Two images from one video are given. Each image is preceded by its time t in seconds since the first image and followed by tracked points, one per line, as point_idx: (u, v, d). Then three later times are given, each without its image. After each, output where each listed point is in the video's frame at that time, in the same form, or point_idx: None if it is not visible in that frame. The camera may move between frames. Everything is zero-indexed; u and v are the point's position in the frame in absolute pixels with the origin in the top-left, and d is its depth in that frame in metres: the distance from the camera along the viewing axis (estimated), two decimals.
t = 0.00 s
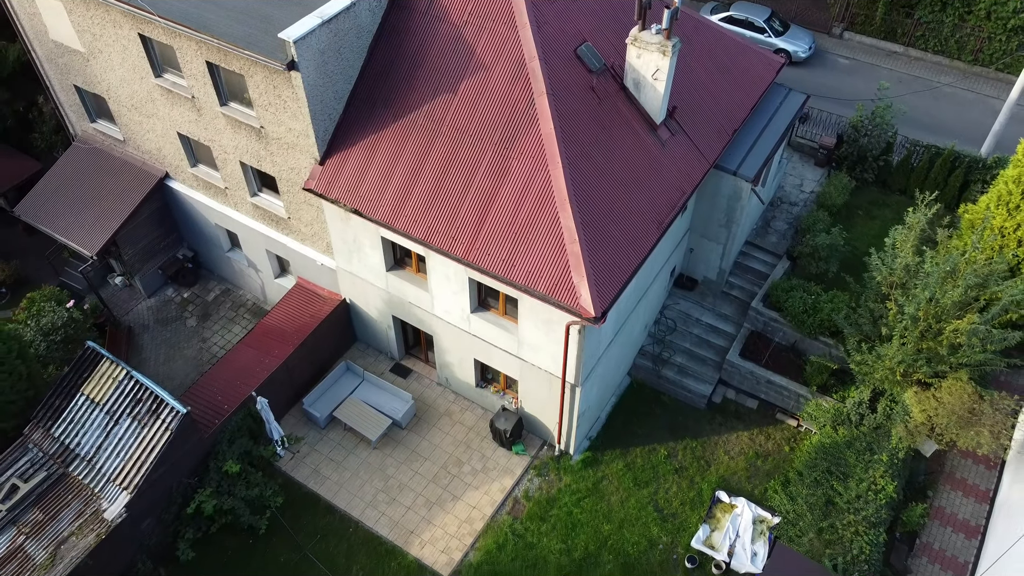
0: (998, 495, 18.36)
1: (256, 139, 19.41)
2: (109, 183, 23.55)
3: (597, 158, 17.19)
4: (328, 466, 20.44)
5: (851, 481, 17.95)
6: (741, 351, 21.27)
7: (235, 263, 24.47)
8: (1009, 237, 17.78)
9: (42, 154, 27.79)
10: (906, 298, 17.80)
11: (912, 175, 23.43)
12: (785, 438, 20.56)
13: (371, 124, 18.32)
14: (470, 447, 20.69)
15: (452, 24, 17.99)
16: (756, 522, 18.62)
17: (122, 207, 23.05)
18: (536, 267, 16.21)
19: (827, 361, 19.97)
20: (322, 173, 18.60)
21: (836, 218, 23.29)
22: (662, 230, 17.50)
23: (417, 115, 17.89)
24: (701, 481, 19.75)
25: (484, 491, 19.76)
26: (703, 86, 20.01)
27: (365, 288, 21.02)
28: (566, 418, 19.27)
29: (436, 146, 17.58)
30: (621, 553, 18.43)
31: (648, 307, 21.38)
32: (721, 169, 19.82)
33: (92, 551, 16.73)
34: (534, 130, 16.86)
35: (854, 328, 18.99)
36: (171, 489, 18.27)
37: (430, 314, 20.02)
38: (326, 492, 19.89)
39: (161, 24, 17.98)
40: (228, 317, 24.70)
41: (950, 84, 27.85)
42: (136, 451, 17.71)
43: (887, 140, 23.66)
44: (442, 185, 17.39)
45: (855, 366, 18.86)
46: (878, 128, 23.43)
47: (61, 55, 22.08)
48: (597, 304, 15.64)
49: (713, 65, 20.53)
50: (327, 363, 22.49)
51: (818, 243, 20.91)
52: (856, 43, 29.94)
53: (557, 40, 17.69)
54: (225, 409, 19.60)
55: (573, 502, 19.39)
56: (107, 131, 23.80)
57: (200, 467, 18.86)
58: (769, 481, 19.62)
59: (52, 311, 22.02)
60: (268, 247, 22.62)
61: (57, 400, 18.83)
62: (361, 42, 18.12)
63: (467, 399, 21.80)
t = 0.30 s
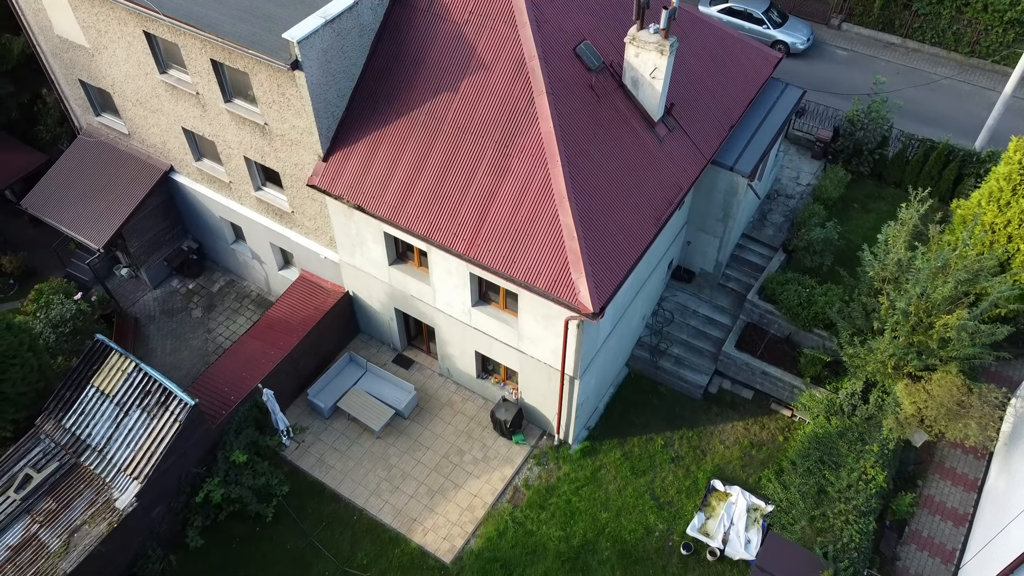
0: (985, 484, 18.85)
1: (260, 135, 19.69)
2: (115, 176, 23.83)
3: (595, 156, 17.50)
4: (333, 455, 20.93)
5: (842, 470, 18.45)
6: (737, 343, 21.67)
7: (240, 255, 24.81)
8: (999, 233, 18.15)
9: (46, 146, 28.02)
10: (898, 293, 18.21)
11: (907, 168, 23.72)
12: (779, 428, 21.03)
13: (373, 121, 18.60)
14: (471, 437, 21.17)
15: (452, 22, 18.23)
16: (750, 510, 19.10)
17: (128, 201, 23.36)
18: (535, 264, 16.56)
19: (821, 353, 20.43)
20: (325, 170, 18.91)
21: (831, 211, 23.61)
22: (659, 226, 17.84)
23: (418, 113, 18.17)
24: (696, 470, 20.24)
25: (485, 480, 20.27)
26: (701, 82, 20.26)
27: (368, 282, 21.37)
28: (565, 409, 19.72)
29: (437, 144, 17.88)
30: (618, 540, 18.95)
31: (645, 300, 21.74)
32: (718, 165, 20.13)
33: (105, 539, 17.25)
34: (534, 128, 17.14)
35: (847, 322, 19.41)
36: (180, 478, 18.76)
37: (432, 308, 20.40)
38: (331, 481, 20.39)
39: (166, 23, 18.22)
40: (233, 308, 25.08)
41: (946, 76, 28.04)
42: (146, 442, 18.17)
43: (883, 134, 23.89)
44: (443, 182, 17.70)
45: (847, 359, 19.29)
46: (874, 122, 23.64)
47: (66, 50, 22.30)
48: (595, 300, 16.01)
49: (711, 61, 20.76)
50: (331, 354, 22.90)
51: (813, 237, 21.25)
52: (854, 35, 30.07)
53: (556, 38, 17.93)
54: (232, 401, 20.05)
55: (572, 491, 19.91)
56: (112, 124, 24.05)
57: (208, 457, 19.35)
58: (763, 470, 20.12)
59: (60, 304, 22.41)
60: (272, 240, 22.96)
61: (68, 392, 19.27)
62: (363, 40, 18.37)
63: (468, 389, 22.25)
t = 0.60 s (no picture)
0: (975, 484, 19.27)
1: (264, 140, 20.01)
2: (121, 179, 24.16)
3: (594, 163, 17.82)
4: (336, 455, 21.36)
5: (835, 471, 18.89)
6: (733, 344, 22.06)
7: (244, 256, 25.15)
8: (989, 238, 18.53)
9: (52, 147, 28.33)
10: (890, 298, 18.59)
11: (901, 171, 24.02)
12: (774, 428, 21.43)
13: (375, 127, 18.91)
14: (472, 437, 21.60)
15: (453, 30, 18.50)
16: (745, 509, 19.49)
17: (134, 203, 23.69)
18: (535, 269, 16.92)
19: (815, 355, 20.68)
20: (329, 175, 19.23)
21: (827, 214, 23.94)
22: (656, 231, 18.18)
23: (420, 119, 18.47)
24: (693, 469, 20.67)
25: (485, 479, 20.71)
26: (698, 88, 20.54)
27: (370, 284, 21.73)
28: (564, 409, 20.12)
29: (439, 151, 18.20)
30: (616, 538, 19.40)
31: (643, 301, 22.11)
32: (715, 169, 20.45)
33: (115, 538, 17.70)
34: (534, 136, 17.45)
35: (840, 324, 19.80)
36: (187, 478, 19.18)
37: (434, 310, 20.77)
38: (335, 480, 20.83)
39: (173, 31, 18.51)
40: (237, 308, 25.46)
41: (942, 77, 28.29)
42: (155, 443, 18.58)
43: (877, 137, 24.25)
44: (445, 188, 18.03)
45: (840, 361, 19.68)
46: (869, 126, 23.99)
47: (72, 55, 22.58)
48: (593, 305, 16.38)
49: (709, 67, 21.03)
50: (334, 355, 23.29)
51: (808, 241, 21.60)
52: (851, 36, 30.28)
53: (556, 46, 18.21)
54: (237, 401, 20.44)
55: (570, 490, 20.34)
56: (118, 127, 24.35)
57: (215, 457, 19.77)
58: (759, 469, 20.54)
59: (68, 305, 22.79)
60: (276, 242, 23.31)
61: (78, 393, 19.67)
62: (366, 48, 18.67)
63: (469, 389, 22.65)
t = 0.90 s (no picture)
0: (966, 492, 19.66)
1: (269, 154, 20.39)
2: (127, 190, 24.55)
3: (592, 178, 18.20)
4: (340, 463, 21.75)
5: (828, 479, 19.29)
6: (730, 353, 22.45)
7: (248, 266, 25.53)
8: (979, 252, 18.96)
9: (58, 157, 28.75)
10: (882, 310, 18.99)
11: (895, 182, 24.41)
12: (770, 436, 21.82)
13: (379, 143, 19.30)
14: (473, 445, 21.98)
15: (454, 48, 18.88)
16: (741, 517, 19.95)
17: (140, 214, 24.09)
18: (535, 283, 17.31)
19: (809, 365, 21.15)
20: (332, 190, 19.62)
21: (822, 224, 24.33)
22: (654, 245, 18.56)
23: (422, 136, 18.86)
24: (690, 477, 21.05)
25: (486, 487, 21.10)
26: (695, 103, 20.93)
27: (373, 295, 22.11)
28: (563, 418, 20.51)
29: (440, 167, 18.59)
30: (614, 545, 19.79)
31: (641, 311, 22.49)
32: (711, 183, 20.85)
33: (124, 545, 18.09)
34: (533, 153, 17.84)
35: (834, 336, 20.20)
36: (194, 486, 19.56)
37: (435, 321, 21.15)
38: (338, 488, 21.22)
39: (180, 48, 18.90)
40: (241, 317, 25.85)
41: (936, 88, 28.68)
42: (162, 452, 18.98)
43: (872, 149, 24.61)
44: (447, 203, 18.41)
45: (834, 371, 20.07)
46: (863, 138, 24.41)
47: (80, 69, 22.97)
48: (591, 319, 16.76)
49: (705, 82, 21.42)
50: (338, 364, 23.67)
51: (802, 252, 22.00)
52: (847, 47, 30.65)
53: (555, 64, 18.61)
54: (243, 411, 20.83)
55: (569, 497, 20.73)
56: (124, 139, 24.75)
57: (221, 465, 20.15)
58: (754, 477, 20.94)
59: (76, 316, 23.20)
60: (281, 253, 23.69)
61: (87, 403, 20.07)
62: (369, 65, 19.08)
63: (469, 398, 23.03)
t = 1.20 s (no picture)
0: (957, 500, 20.06)
1: (274, 169, 20.81)
2: (134, 202, 24.97)
3: (591, 194, 18.62)
4: (343, 471, 22.16)
5: (822, 487, 19.68)
6: (726, 363, 22.86)
7: (253, 276, 25.94)
8: (970, 265, 19.37)
9: (65, 168, 29.18)
10: (874, 323, 19.42)
11: (889, 194, 24.81)
12: (766, 445, 22.23)
13: (382, 158, 19.72)
14: (474, 453, 22.40)
15: (456, 66, 19.30)
16: (736, 524, 20.33)
17: (147, 226, 24.51)
18: (534, 297, 17.73)
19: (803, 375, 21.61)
20: (336, 204, 20.03)
21: (817, 236, 24.75)
22: (651, 258, 18.97)
23: (424, 152, 19.28)
24: (687, 485, 21.47)
25: (487, 494, 21.51)
26: (692, 117, 21.33)
27: (376, 306, 22.52)
28: (562, 428, 20.93)
29: (442, 182, 19.00)
30: (612, 552, 20.19)
31: (639, 322, 22.90)
32: (707, 197, 21.27)
33: (133, 553, 18.51)
34: (533, 169, 18.26)
35: (828, 347, 20.62)
36: (201, 494, 19.97)
37: (437, 332, 21.55)
38: (342, 495, 21.63)
39: (188, 67, 19.33)
40: (246, 326, 26.27)
41: (930, 99, 29.09)
42: (170, 462, 19.40)
43: (866, 162, 25.00)
44: (448, 218, 18.83)
45: (828, 382, 20.48)
46: (857, 151, 24.78)
47: (88, 83, 23.40)
48: (590, 332, 17.18)
49: (702, 97, 21.82)
50: (341, 373, 24.09)
51: (797, 264, 22.42)
52: (843, 58, 31.05)
53: (554, 82, 19.02)
54: (248, 420, 21.24)
55: (568, 505, 21.14)
56: (131, 152, 25.18)
57: (227, 474, 20.55)
58: (750, 485, 21.35)
59: (85, 326, 23.63)
60: (285, 264, 24.10)
61: (95, 413, 20.50)
62: (372, 83, 19.49)
63: (471, 407, 23.44)
